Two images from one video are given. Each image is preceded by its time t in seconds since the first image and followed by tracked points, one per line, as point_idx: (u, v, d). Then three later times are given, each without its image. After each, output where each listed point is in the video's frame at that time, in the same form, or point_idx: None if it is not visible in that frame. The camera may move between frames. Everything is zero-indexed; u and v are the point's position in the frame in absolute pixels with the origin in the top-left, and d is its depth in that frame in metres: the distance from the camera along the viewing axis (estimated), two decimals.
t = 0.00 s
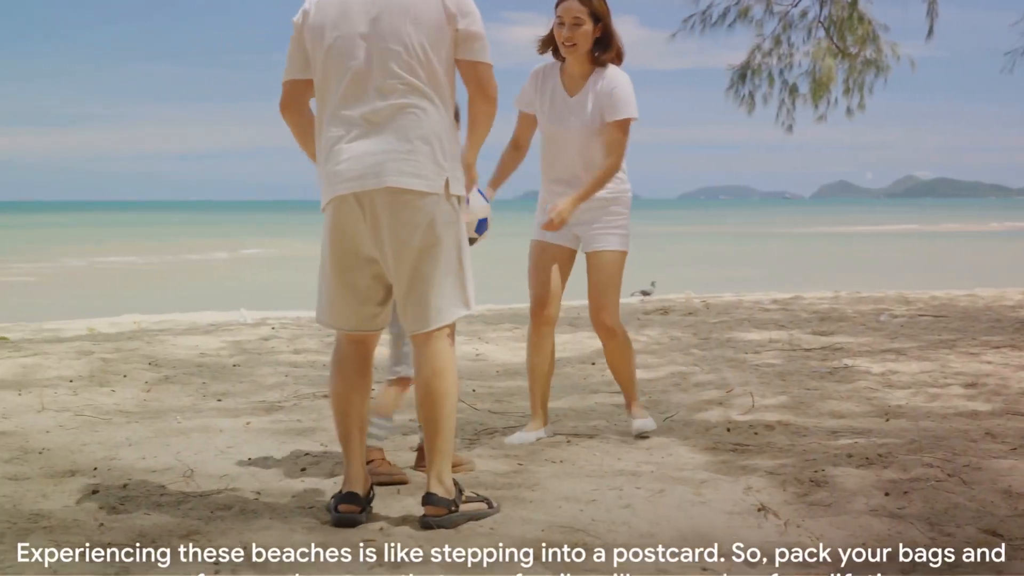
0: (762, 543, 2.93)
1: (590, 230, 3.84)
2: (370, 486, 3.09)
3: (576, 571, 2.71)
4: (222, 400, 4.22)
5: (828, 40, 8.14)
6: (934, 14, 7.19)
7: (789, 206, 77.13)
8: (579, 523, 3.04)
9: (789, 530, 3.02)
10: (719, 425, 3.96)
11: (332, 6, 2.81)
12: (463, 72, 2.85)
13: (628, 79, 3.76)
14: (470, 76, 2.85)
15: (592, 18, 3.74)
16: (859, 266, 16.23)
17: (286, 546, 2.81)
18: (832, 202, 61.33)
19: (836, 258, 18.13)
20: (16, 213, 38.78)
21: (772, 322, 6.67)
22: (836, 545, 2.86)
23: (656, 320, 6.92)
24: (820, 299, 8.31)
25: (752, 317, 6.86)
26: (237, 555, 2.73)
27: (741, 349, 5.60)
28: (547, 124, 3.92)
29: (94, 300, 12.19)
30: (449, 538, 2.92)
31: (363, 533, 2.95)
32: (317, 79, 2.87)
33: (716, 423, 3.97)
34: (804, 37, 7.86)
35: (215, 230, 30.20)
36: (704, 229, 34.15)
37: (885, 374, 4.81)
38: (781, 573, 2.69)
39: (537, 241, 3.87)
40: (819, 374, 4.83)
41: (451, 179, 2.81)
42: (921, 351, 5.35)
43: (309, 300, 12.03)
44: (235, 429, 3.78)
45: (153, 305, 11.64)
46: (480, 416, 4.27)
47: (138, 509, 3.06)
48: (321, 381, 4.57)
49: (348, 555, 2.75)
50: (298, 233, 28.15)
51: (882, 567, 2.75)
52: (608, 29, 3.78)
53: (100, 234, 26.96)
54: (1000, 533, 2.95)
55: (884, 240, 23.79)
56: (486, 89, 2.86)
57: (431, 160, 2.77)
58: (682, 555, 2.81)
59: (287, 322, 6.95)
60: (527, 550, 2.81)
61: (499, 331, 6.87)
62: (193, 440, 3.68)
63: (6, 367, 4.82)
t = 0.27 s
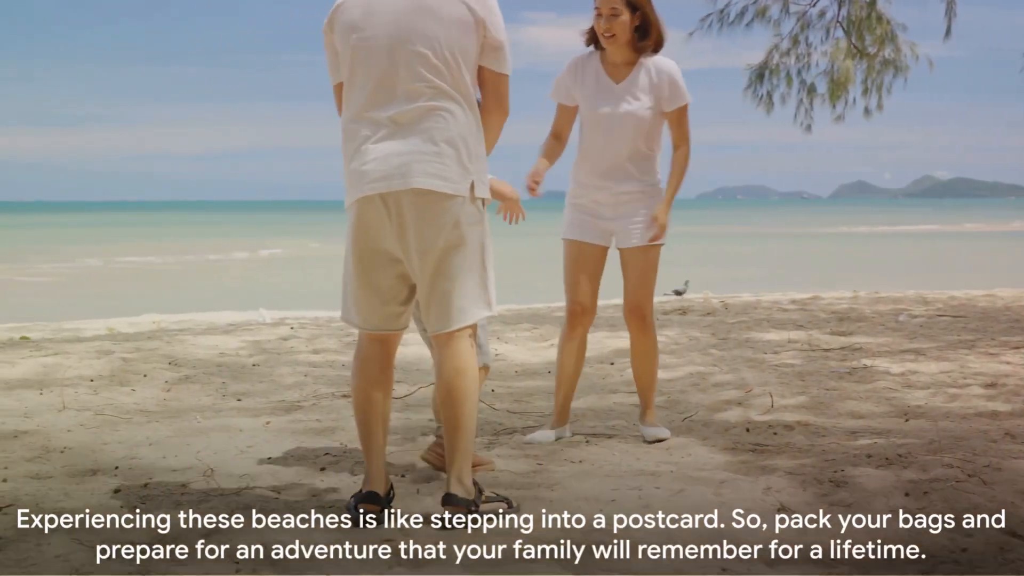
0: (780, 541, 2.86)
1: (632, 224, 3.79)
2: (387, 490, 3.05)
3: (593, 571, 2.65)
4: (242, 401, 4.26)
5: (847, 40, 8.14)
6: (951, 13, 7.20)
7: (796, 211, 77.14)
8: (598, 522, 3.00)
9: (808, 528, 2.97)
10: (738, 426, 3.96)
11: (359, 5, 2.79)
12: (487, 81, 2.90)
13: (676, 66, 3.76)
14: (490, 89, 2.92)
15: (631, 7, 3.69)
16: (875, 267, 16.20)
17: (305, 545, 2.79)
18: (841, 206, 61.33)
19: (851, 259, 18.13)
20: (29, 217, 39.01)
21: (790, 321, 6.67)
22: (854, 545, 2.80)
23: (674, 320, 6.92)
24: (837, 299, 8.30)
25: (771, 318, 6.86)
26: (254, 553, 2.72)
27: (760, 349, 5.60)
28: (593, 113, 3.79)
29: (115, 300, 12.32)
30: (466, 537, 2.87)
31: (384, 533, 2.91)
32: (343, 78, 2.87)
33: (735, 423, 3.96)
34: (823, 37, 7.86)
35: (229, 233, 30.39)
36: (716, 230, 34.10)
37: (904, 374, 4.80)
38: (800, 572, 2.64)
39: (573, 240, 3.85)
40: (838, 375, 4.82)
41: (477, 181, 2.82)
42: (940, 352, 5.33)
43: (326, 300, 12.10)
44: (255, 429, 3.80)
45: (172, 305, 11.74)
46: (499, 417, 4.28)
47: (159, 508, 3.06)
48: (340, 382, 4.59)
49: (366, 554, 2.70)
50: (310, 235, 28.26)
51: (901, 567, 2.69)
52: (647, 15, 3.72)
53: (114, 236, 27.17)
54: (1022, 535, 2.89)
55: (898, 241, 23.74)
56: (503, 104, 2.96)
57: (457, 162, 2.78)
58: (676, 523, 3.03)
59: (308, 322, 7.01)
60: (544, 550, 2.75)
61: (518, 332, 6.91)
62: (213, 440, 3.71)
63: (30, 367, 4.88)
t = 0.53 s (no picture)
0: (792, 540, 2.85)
1: (646, 220, 3.77)
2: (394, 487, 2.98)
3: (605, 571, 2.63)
4: (253, 400, 4.27)
5: (858, 40, 8.15)
6: (962, 13, 7.20)
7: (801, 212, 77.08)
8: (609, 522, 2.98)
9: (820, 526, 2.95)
10: (749, 426, 3.96)
11: (372, 6, 2.78)
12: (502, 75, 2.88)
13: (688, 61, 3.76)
14: (510, 77, 2.87)
15: (639, 4, 3.73)
16: (883, 267, 16.18)
17: (316, 546, 2.78)
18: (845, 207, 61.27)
19: (859, 258, 18.11)
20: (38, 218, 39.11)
21: (801, 321, 6.66)
22: (867, 545, 2.79)
23: (685, 320, 6.91)
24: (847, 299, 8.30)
25: (782, 318, 6.85)
26: (266, 554, 2.72)
27: (770, 349, 5.60)
28: (604, 110, 3.82)
29: (128, 299, 12.38)
30: (478, 535, 2.85)
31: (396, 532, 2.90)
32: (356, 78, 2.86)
33: (746, 423, 3.96)
34: (833, 36, 7.87)
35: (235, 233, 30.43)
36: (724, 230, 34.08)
37: (915, 374, 4.80)
38: (812, 572, 2.63)
39: (591, 234, 3.83)
40: (849, 375, 4.82)
41: (490, 181, 2.82)
42: (951, 352, 5.33)
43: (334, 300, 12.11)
44: (266, 428, 3.81)
45: (184, 305, 11.79)
46: (509, 416, 4.28)
47: (170, 507, 3.07)
48: (352, 382, 4.61)
49: (378, 555, 2.69)
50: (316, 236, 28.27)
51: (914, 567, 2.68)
52: (657, 12, 3.75)
53: (123, 237, 27.27)
54: None
55: (907, 241, 23.72)
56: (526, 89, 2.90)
57: (470, 163, 2.78)
58: (672, 503, 3.17)
59: (318, 322, 7.02)
60: (556, 550, 2.73)
61: (529, 331, 6.92)
62: (224, 439, 3.72)
63: (42, 366, 4.91)
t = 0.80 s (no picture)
0: (801, 540, 2.84)
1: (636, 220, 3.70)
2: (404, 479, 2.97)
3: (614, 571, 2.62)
4: (261, 400, 4.28)
5: (865, 40, 8.15)
6: (970, 13, 7.20)
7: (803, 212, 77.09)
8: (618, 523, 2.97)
9: (828, 527, 2.94)
10: (757, 426, 3.95)
11: (365, 5, 2.67)
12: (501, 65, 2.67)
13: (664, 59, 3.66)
14: (512, 70, 2.66)
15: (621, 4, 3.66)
16: (889, 267, 16.19)
17: (323, 546, 2.77)
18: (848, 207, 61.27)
19: (864, 258, 18.12)
20: (41, 218, 39.11)
21: (808, 321, 6.66)
22: (876, 545, 2.78)
23: (693, 320, 6.90)
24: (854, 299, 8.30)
25: (790, 317, 6.85)
26: (272, 554, 2.71)
27: (778, 349, 5.60)
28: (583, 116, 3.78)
29: (135, 299, 12.39)
30: (486, 536, 2.84)
31: (403, 532, 2.88)
32: (348, 78, 2.75)
33: (754, 423, 3.96)
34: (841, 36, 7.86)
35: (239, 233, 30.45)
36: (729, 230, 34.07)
37: (923, 374, 4.80)
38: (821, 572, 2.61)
39: (586, 240, 3.74)
40: (857, 375, 4.81)
41: (490, 180, 2.73)
42: (959, 352, 5.32)
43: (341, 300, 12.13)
44: (274, 429, 3.81)
45: (191, 305, 11.80)
46: (517, 416, 4.28)
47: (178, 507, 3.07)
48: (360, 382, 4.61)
49: (385, 555, 2.68)
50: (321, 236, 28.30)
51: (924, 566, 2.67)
52: (639, 13, 3.68)
53: (128, 237, 27.27)
54: None
55: (912, 241, 23.72)
56: (528, 80, 2.67)
57: (468, 164, 2.69)
58: (673, 490, 3.31)
59: (326, 322, 7.04)
60: (564, 551, 2.72)
61: (536, 331, 6.93)
62: (232, 439, 3.73)
63: (49, 366, 4.92)
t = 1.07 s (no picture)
0: (804, 540, 2.83)
1: (631, 220, 3.64)
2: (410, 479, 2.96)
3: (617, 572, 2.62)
4: (266, 400, 4.28)
5: (870, 39, 8.16)
6: (975, 12, 7.20)
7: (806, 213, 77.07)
8: (620, 524, 2.97)
9: (831, 528, 2.94)
10: (761, 426, 3.95)
11: (363, 5, 2.67)
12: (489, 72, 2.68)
13: (668, 59, 3.65)
14: (498, 77, 2.68)
15: None
16: (894, 267, 16.19)
17: (327, 547, 2.77)
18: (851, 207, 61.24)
19: (869, 258, 18.12)
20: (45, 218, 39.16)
21: (813, 321, 6.66)
22: (879, 545, 2.77)
23: (698, 320, 6.90)
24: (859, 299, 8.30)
25: (795, 317, 6.85)
26: (275, 554, 2.71)
27: (783, 349, 5.60)
28: (582, 110, 3.67)
29: (141, 299, 12.42)
30: (489, 537, 2.84)
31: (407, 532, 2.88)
32: (344, 78, 2.73)
33: (758, 423, 3.96)
34: (846, 36, 7.87)
35: (243, 233, 30.50)
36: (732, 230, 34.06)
37: (927, 374, 4.80)
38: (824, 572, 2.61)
39: (576, 241, 3.72)
40: (861, 375, 4.81)
41: (485, 180, 2.72)
42: (964, 352, 5.32)
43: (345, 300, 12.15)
44: (278, 428, 3.82)
45: (196, 305, 11.82)
46: (521, 416, 4.28)
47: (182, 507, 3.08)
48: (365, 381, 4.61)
49: (388, 556, 2.68)
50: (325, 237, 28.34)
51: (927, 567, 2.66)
52: (634, 7, 3.61)
53: (131, 237, 27.27)
54: None
55: (916, 241, 23.71)
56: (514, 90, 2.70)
57: (464, 164, 2.68)
58: (672, 480, 3.42)
59: (331, 322, 7.05)
60: (567, 551, 2.71)
61: (541, 331, 6.93)
62: (237, 438, 3.74)
63: (55, 366, 4.92)
